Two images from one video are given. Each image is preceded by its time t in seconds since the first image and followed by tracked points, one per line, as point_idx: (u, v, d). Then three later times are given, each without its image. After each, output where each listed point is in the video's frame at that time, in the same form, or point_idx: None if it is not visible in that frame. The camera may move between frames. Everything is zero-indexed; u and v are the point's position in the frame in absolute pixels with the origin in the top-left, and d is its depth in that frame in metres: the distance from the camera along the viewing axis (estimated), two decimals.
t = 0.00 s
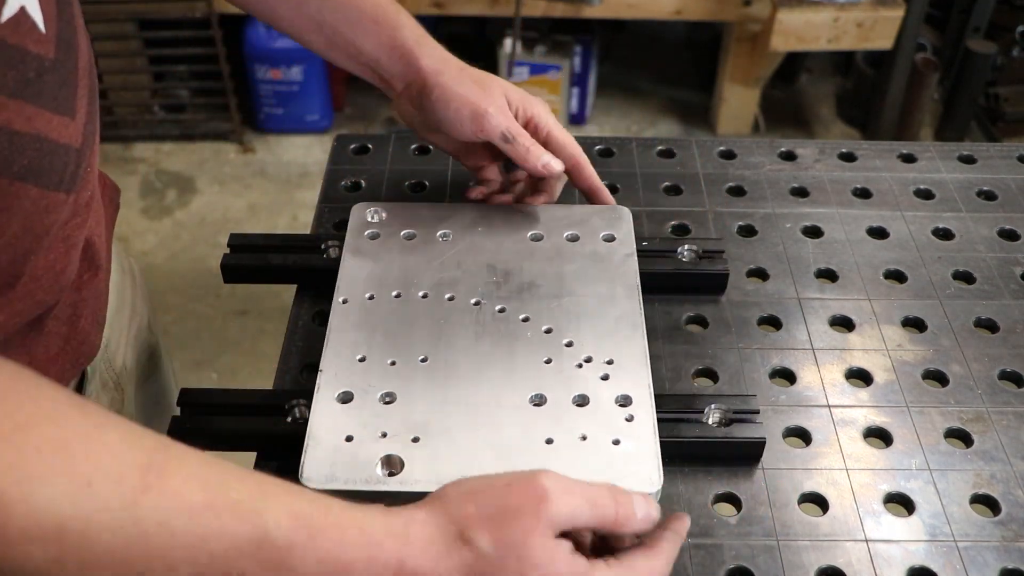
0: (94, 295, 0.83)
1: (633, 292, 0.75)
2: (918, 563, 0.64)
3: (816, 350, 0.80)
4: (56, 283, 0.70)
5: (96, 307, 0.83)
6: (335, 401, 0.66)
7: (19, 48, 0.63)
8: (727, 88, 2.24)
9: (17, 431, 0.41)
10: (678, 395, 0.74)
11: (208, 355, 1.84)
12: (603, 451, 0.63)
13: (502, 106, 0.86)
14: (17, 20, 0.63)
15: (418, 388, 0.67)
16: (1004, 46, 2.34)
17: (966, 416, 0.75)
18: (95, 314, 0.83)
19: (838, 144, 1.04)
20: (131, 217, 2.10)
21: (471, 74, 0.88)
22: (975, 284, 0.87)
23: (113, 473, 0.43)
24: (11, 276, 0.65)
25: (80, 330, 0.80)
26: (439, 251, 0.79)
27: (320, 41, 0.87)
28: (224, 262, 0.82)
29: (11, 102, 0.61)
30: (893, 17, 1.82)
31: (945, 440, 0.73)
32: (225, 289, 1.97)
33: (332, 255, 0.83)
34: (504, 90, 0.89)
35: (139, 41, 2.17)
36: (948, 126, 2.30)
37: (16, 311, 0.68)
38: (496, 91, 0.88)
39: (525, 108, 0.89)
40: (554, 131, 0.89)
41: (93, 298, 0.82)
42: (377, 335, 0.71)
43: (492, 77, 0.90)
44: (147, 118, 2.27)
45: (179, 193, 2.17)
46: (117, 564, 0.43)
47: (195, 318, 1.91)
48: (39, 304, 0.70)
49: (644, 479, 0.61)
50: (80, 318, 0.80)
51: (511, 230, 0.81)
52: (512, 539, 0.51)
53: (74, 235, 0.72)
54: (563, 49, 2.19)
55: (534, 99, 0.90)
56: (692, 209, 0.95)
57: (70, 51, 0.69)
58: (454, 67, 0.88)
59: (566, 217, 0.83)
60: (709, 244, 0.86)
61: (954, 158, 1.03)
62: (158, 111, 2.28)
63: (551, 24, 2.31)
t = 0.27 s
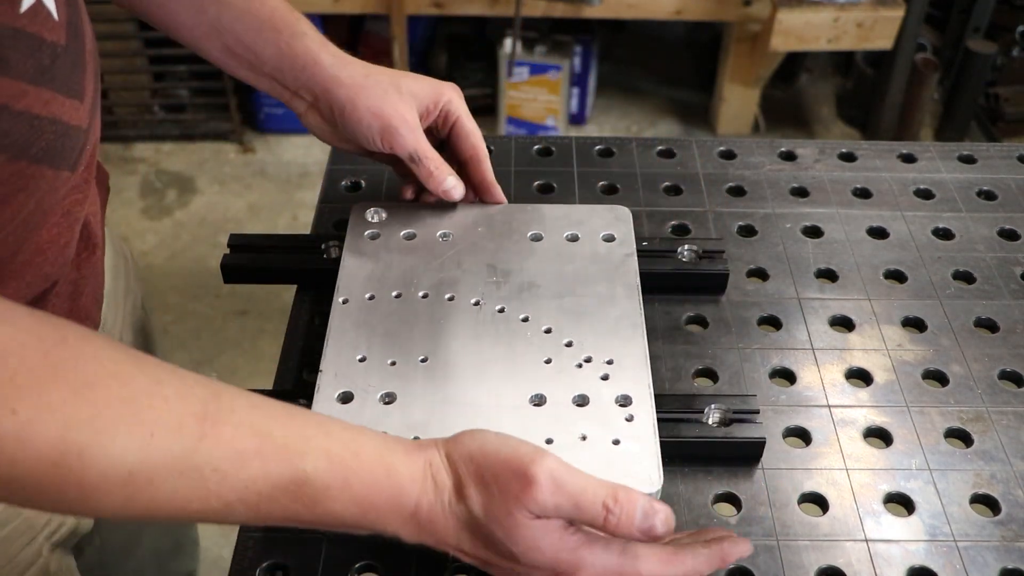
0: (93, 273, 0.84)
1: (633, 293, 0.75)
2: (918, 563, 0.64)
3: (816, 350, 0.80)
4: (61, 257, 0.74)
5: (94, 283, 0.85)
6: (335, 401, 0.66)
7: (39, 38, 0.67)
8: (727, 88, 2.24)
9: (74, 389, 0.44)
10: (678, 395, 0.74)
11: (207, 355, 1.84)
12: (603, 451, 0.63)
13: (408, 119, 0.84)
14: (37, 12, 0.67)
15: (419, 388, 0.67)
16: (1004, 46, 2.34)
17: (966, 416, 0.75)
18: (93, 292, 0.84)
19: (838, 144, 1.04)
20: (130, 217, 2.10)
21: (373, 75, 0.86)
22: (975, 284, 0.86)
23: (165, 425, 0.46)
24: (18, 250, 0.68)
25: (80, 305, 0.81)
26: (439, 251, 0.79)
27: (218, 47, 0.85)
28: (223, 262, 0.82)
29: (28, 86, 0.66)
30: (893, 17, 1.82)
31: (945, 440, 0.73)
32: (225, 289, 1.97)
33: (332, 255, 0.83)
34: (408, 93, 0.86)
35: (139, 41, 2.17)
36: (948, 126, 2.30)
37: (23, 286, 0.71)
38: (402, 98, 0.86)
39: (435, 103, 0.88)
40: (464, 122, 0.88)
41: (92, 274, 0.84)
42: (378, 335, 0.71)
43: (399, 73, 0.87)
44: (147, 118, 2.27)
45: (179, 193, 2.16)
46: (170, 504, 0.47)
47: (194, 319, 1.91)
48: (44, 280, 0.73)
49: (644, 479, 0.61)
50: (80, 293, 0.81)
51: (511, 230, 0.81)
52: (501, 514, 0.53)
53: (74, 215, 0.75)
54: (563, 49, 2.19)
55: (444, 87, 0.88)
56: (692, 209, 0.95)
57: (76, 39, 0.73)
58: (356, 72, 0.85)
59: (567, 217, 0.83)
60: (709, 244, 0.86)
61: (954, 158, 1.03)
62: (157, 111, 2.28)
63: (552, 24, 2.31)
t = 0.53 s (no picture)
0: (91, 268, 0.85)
1: (633, 293, 0.75)
2: (918, 563, 0.65)
3: (816, 350, 0.80)
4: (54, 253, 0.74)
5: (93, 278, 0.85)
6: (335, 401, 0.66)
7: (41, 47, 0.67)
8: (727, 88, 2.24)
9: (73, 412, 0.44)
10: (678, 395, 0.74)
11: (207, 355, 1.84)
12: (603, 451, 0.63)
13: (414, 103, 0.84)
14: (37, 19, 0.67)
15: (419, 388, 0.67)
16: (1004, 46, 2.34)
17: (966, 416, 0.75)
18: (91, 285, 0.85)
19: (838, 144, 1.04)
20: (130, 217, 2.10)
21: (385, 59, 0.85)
22: (975, 284, 0.87)
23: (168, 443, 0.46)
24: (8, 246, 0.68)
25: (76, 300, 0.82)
26: (439, 251, 0.79)
27: (224, 31, 0.85)
28: (223, 263, 0.82)
29: (28, 95, 0.65)
30: (893, 17, 1.82)
31: (945, 440, 0.73)
32: (225, 288, 1.97)
33: (332, 255, 0.83)
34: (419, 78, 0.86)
35: (138, 40, 2.17)
36: (948, 126, 2.30)
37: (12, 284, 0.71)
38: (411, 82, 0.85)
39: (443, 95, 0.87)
40: (469, 117, 0.87)
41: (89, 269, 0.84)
42: (378, 334, 0.71)
43: (407, 61, 0.87)
44: (147, 118, 2.27)
45: (179, 193, 2.16)
46: (172, 523, 0.46)
47: (194, 318, 1.91)
48: (38, 275, 0.74)
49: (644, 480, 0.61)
50: (76, 288, 0.82)
51: (512, 230, 0.81)
52: (508, 509, 0.53)
53: (68, 210, 0.75)
54: (563, 49, 2.19)
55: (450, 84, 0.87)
56: (692, 209, 0.95)
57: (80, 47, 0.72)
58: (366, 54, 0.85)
59: (567, 217, 0.83)
60: (709, 244, 0.86)
61: (954, 158, 1.03)
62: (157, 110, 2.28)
63: (551, 24, 2.31)
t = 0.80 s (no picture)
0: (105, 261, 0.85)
1: (634, 292, 0.75)
2: (918, 563, 0.64)
3: (816, 350, 0.80)
4: (70, 248, 0.75)
5: (106, 269, 0.85)
6: (335, 401, 0.66)
7: (51, 36, 0.66)
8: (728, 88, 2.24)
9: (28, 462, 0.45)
10: (678, 395, 0.74)
11: (207, 355, 1.84)
12: (603, 451, 0.63)
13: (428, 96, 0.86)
14: (47, 9, 0.66)
15: (419, 388, 0.67)
16: (1004, 47, 2.34)
17: (966, 416, 0.75)
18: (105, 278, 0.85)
19: (839, 144, 1.04)
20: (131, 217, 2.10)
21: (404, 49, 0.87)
22: (975, 284, 0.86)
23: (156, 486, 0.47)
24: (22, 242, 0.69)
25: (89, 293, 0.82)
26: (438, 251, 0.79)
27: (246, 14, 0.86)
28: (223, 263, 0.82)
29: (40, 83, 0.65)
30: (893, 17, 1.82)
31: (945, 440, 0.73)
32: (225, 288, 1.97)
33: (332, 255, 0.83)
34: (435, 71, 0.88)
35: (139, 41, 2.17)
36: (948, 126, 2.30)
37: (30, 279, 0.72)
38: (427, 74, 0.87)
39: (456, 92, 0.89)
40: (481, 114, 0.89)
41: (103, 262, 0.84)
42: (378, 334, 0.71)
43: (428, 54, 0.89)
44: (147, 118, 2.27)
45: (179, 194, 2.16)
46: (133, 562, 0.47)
47: (194, 318, 1.91)
48: (52, 270, 0.74)
49: (644, 480, 0.61)
50: (90, 280, 0.82)
51: (512, 230, 0.81)
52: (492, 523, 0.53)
53: (83, 205, 0.75)
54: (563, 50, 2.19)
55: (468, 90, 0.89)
56: (692, 209, 0.95)
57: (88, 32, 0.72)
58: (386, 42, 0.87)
59: (567, 217, 0.83)
60: (709, 243, 0.86)
61: (954, 158, 1.03)
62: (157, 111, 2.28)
63: (551, 24, 2.31)
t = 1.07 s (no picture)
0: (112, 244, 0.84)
1: (634, 292, 0.75)
2: (918, 563, 0.64)
3: (816, 350, 0.80)
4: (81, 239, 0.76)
5: (113, 252, 0.84)
6: (335, 401, 0.66)
7: (59, 35, 0.69)
8: (727, 88, 2.24)
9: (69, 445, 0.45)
10: (678, 395, 0.74)
11: (207, 354, 1.84)
12: (603, 451, 0.63)
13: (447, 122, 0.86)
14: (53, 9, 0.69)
15: (419, 388, 0.67)
16: (1004, 46, 2.34)
17: (966, 416, 0.74)
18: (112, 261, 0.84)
19: (839, 144, 1.04)
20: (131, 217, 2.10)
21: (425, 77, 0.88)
22: (975, 284, 0.86)
23: (205, 471, 0.47)
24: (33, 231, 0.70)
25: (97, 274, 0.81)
26: (438, 251, 0.79)
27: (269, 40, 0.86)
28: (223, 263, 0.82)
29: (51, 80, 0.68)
30: (893, 17, 1.82)
31: (945, 440, 0.73)
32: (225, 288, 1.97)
33: (332, 255, 0.83)
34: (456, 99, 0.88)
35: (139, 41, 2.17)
36: (948, 126, 2.30)
37: (43, 270, 0.73)
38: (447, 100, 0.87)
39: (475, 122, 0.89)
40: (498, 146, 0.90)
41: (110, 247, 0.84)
42: (378, 334, 0.71)
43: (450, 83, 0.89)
44: (147, 118, 2.27)
45: (179, 194, 2.16)
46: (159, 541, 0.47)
47: (194, 318, 1.91)
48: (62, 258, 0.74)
49: (644, 480, 0.61)
50: (98, 262, 0.81)
51: (511, 231, 0.81)
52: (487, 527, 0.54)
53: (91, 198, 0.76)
54: (563, 49, 2.19)
55: (488, 107, 0.89)
56: (692, 209, 0.95)
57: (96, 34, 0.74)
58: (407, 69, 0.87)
59: (567, 217, 0.83)
60: (709, 243, 0.86)
61: (954, 158, 1.03)
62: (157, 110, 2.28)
63: (551, 24, 2.31)
